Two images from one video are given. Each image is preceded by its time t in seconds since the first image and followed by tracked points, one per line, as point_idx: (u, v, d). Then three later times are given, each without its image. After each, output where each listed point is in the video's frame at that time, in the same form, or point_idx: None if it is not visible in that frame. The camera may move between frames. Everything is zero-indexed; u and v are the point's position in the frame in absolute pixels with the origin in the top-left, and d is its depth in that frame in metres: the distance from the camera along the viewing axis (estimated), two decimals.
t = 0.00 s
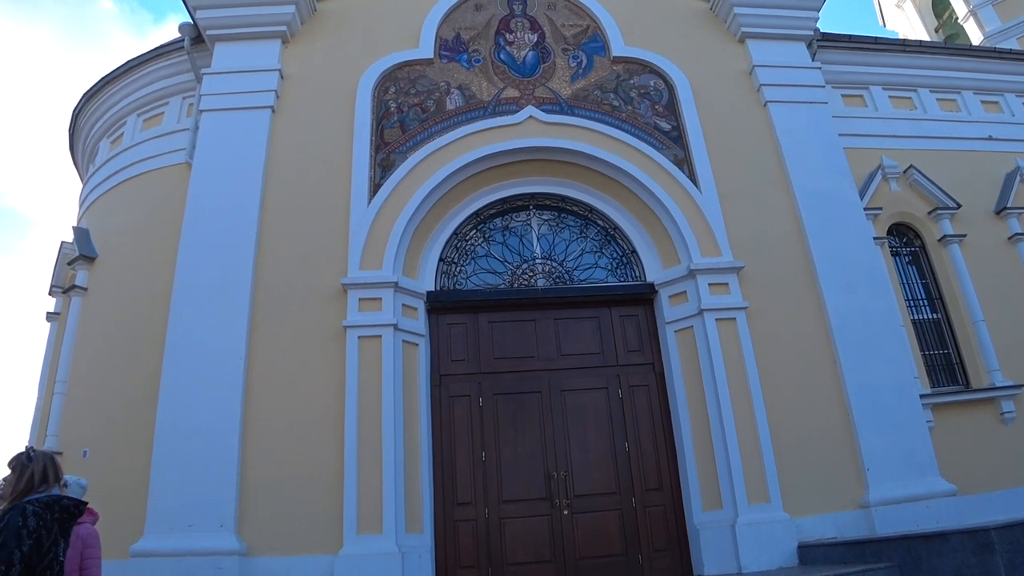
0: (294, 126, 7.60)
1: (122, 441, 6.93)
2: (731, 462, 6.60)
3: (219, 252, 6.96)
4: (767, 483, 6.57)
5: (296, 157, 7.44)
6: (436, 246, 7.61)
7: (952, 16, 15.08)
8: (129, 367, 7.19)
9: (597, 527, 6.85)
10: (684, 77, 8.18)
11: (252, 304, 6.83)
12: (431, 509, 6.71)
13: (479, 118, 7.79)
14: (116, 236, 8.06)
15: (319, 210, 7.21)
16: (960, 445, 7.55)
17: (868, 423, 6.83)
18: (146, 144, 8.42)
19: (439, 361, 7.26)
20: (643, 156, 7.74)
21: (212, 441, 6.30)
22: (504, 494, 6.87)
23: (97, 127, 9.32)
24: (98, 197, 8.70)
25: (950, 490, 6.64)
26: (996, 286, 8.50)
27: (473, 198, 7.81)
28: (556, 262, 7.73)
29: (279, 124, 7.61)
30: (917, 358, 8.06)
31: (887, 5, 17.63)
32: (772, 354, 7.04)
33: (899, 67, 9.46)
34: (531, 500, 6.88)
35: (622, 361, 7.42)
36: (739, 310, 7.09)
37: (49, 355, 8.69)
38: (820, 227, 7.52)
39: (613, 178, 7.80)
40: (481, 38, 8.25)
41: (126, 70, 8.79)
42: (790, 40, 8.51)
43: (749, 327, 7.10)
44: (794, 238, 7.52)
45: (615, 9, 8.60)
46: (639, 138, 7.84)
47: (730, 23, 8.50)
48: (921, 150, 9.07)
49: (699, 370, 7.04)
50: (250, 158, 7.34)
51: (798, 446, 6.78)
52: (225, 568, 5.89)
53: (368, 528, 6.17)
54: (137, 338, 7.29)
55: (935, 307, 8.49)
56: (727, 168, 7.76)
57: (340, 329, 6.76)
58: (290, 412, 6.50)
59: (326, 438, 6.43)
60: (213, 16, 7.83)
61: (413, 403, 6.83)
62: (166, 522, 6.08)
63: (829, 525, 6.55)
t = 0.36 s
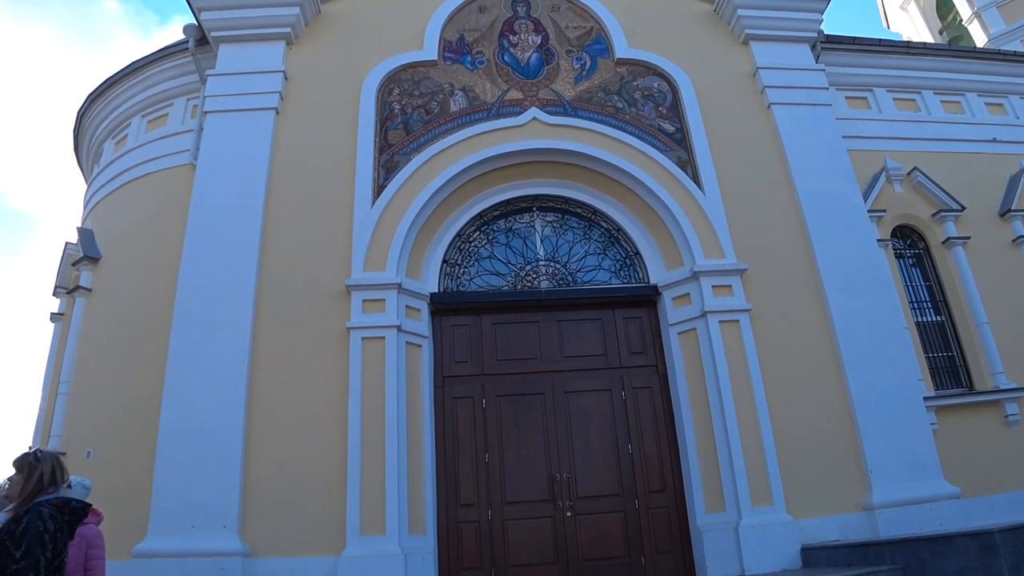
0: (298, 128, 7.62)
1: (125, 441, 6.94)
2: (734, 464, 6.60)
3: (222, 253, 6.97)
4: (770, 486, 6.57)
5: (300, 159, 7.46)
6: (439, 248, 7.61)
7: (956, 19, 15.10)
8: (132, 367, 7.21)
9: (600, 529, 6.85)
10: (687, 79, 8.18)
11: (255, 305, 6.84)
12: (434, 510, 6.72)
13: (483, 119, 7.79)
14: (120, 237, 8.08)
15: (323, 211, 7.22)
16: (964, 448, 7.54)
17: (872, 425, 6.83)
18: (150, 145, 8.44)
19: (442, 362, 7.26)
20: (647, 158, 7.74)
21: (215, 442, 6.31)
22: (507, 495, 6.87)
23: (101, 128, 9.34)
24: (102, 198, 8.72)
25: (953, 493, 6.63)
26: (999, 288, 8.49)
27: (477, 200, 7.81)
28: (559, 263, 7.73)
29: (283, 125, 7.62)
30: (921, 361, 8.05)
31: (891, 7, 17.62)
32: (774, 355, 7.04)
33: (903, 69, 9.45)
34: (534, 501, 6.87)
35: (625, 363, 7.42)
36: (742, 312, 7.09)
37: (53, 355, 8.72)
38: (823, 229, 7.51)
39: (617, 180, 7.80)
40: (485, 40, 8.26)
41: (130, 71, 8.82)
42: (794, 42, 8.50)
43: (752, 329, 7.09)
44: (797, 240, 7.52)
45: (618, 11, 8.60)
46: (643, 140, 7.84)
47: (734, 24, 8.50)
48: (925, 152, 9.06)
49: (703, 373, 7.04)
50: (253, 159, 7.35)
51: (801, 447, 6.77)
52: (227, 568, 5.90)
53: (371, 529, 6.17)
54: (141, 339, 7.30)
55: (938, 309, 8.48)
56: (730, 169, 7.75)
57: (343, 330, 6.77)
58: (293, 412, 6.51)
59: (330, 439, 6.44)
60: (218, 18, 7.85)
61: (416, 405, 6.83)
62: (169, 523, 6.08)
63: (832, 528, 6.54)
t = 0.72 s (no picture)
0: (298, 131, 7.62)
1: (125, 444, 6.94)
2: (735, 466, 6.59)
3: (223, 256, 6.98)
4: (770, 488, 6.57)
5: (300, 162, 7.46)
6: (439, 251, 7.62)
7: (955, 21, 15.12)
8: (133, 370, 7.21)
9: (601, 531, 6.84)
10: (687, 81, 8.19)
11: (256, 307, 6.84)
12: (435, 513, 6.71)
13: (483, 122, 7.80)
14: (120, 240, 8.09)
15: (323, 214, 7.23)
16: (964, 449, 7.53)
17: (872, 427, 6.83)
18: (150, 148, 8.44)
19: (442, 365, 7.26)
20: (646, 161, 7.75)
21: (216, 445, 6.31)
22: (508, 498, 6.87)
23: (101, 131, 9.35)
24: (103, 201, 8.73)
25: (954, 494, 6.63)
26: (999, 289, 8.49)
27: (477, 203, 7.82)
28: (559, 266, 7.74)
29: (283, 128, 7.63)
30: (921, 362, 8.05)
31: (890, 9, 17.64)
32: (775, 357, 7.04)
33: (903, 70, 9.45)
34: (535, 504, 6.87)
35: (626, 366, 7.42)
36: (742, 314, 7.09)
37: (53, 358, 8.73)
38: (823, 231, 7.52)
39: (616, 183, 7.81)
40: (485, 43, 8.27)
41: (130, 74, 8.83)
42: (793, 44, 8.52)
43: (753, 331, 7.09)
44: (797, 242, 7.52)
45: (618, 13, 8.61)
46: (643, 142, 7.85)
47: (733, 27, 8.51)
48: (925, 154, 9.07)
49: (703, 375, 7.04)
50: (253, 162, 7.36)
51: (801, 449, 6.77)
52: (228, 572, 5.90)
53: (372, 532, 6.17)
54: (141, 342, 7.30)
55: (938, 311, 8.48)
56: (730, 172, 7.76)
57: (344, 333, 6.77)
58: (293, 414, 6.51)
59: (330, 442, 6.43)
60: (218, 21, 7.86)
61: (416, 407, 6.83)
62: (169, 526, 6.08)
63: (832, 529, 6.53)
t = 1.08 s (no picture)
0: (297, 134, 7.63)
1: (124, 448, 6.94)
2: (734, 469, 6.60)
3: (222, 259, 6.98)
4: (770, 491, 6.57)
5: (299, 166, 7.47)
6: (439, 254, 7.62)
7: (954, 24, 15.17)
8: (132, 373, 7.21)
9: (601, 534, 6.84)
10: (686, 84, 8.20)
11: (256, 311, 6.84)
12: (435, 516, 6.71)
13: (482, 126, 7.81)
14: (119, 243, 8.09)
15: (323, 217, 7.24)
16: (963, 452, 7.54)
17: (871, 430, 6.83)
18: (150, 151, 8.45)
19: (442, 368, 7.26)
20: (646, 164, 7.76)
21: (215, 448, 6.31)
22: (508, 502, 6.86)
23: (101, 134, 9.36)
24: (102, 204, 8.74)
25: (954, 497, 6.63)
26: (998, 292, 8.50)
27: (477, 206, 7.83)
28: (559, 269, 7.74)
29: (283, 132, 7.64)
30: (920, 365, 8.05)
31: (888, 12, 17.66)
32: (774, 360, 7.04)
33: (902, 74, 9.47)
34: (535, 507, 6.87)
35: (625, 369, 7.42)
36: (742, 317, 7.09)
37: (52, 361, 8.73)
38: (823, 234, 7.53)
39: (616, 186, 7.82)
40: (484, 47, 8.28)
41: (130, 78, 8.83)
42: (792, 48, 8.53)
43: (752, 334, 7.10)
44: (797, 245, 7.53)
45: (617, 17, 8.63)
46: (642, 146, 7.86)
47: (732, 30, 8.52)
48: (924, 157, 9.08)
49: (703, 378, 7.04)
50: (253, 166, 7.36)
51: (801, 452, 6.77)
52: None
53: (371, 536, 6.16)
54: (140, 345, 7.30)
55: (937, 314, 8.48)
56: (729, 175, 7.77)
57: (343, 337, 6.77)
58: (292, 418, 6.50)
59: (329, 445, 6.43)
60: (218, 24, 7.87)
61: (416, 411, 6.83)
62: (168, 530, 6.07)
63: (832, 533, 6.52)
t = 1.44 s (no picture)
0: (297, 136, 7.63)
1: (123, 450, 6.93)
2: (733, 471, 6.60)
3: (221, 261, 6.98)
4: (769, 493, 6.56)
5: (298, 168, 7.47)
6: (438, 256, 7.62)
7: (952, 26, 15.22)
8: (131, 376, 7.21)
9: (600, 537, 6.84)
10: (685, 87, 8.21)
11: (255, 313, 6.84)
12: (434, 519, 6.70)
13: (482, 128, 7.82)
14: (118, 245, 8.09)
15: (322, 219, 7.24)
16: (962, 454, 7.54)
17: (870, 432, 6.83)
18: (149, 153, 8.45)
19: (441, 371, 7.26)
20: (645, 167, 7.76)
21: (214, 451, 6.30)
22: (507, 504, 6.86)
23: (100, 137, 9.36)
24: (101, 206, 8.74)
25: (952, 500, 6.64)
26: (997, 295, 8.51)
27: (476, 208, 7.83)
28: (558, 272, 7.75)
29: (282, 134, 7.64)
30: (919, 368, 8.05)
31: (886, 15, 17.69)
32: (772, 362, 7.04)
33: (901, 77, 9.49)
34: (534, 510, 6.86)
35: (624, 371, 7.42)
36: (741, 320, 7.10)
37: (51, 364, 8.73)
38: (822, 237, 7.54)
39: (615, 188, 7.82)
40: (484, 49, 8.29)
41: (129, 80, 8.84)
42: (791, 50, 8.55)
43: (751, 337, 7.10)
44: (796, 248, 7.54)
45: (616, 19, 8.64)
46: (642, 149, 7.86)
47: (731, 33, 8.53)
48: (922, 160, 9.09)
49: (702, 381, 7.05)
50: (252, 168, 7.37)
51: (800, 455, 6.77)
52: None
53: (370, 538, 6.16)
54: (139, 347, 7.30)
55: (936, 316, 8.48)
56: (728, 177, 7.78)
57: (342, 339, 6.77)
58: (291, 420, 6.50)
59: (329, 447, 6.43)
60: (217, 26, 7.88)
61: (415, 413, 6.83)
62: (167, 532, 6.07)
63: (831, 535, 6.52)
